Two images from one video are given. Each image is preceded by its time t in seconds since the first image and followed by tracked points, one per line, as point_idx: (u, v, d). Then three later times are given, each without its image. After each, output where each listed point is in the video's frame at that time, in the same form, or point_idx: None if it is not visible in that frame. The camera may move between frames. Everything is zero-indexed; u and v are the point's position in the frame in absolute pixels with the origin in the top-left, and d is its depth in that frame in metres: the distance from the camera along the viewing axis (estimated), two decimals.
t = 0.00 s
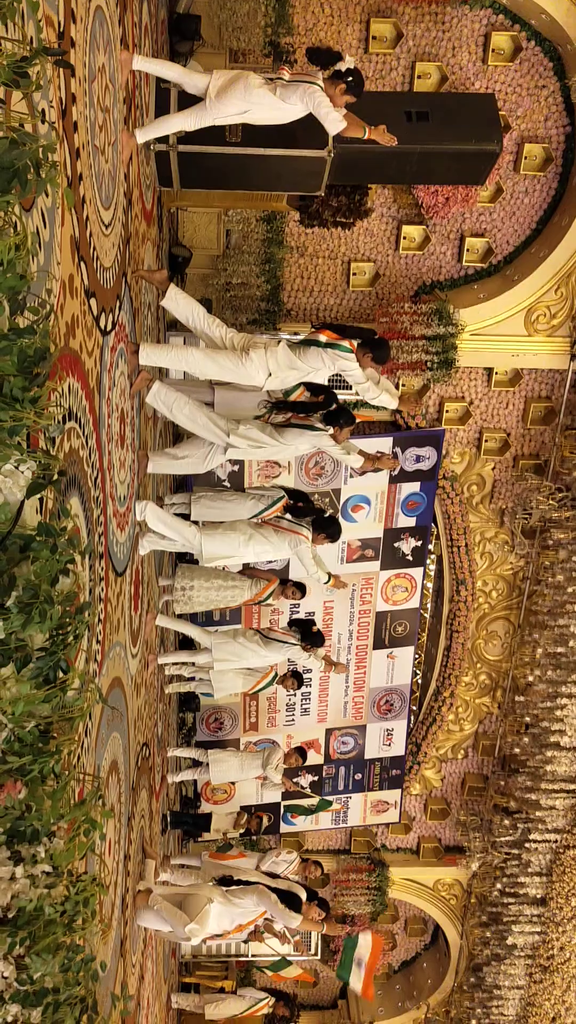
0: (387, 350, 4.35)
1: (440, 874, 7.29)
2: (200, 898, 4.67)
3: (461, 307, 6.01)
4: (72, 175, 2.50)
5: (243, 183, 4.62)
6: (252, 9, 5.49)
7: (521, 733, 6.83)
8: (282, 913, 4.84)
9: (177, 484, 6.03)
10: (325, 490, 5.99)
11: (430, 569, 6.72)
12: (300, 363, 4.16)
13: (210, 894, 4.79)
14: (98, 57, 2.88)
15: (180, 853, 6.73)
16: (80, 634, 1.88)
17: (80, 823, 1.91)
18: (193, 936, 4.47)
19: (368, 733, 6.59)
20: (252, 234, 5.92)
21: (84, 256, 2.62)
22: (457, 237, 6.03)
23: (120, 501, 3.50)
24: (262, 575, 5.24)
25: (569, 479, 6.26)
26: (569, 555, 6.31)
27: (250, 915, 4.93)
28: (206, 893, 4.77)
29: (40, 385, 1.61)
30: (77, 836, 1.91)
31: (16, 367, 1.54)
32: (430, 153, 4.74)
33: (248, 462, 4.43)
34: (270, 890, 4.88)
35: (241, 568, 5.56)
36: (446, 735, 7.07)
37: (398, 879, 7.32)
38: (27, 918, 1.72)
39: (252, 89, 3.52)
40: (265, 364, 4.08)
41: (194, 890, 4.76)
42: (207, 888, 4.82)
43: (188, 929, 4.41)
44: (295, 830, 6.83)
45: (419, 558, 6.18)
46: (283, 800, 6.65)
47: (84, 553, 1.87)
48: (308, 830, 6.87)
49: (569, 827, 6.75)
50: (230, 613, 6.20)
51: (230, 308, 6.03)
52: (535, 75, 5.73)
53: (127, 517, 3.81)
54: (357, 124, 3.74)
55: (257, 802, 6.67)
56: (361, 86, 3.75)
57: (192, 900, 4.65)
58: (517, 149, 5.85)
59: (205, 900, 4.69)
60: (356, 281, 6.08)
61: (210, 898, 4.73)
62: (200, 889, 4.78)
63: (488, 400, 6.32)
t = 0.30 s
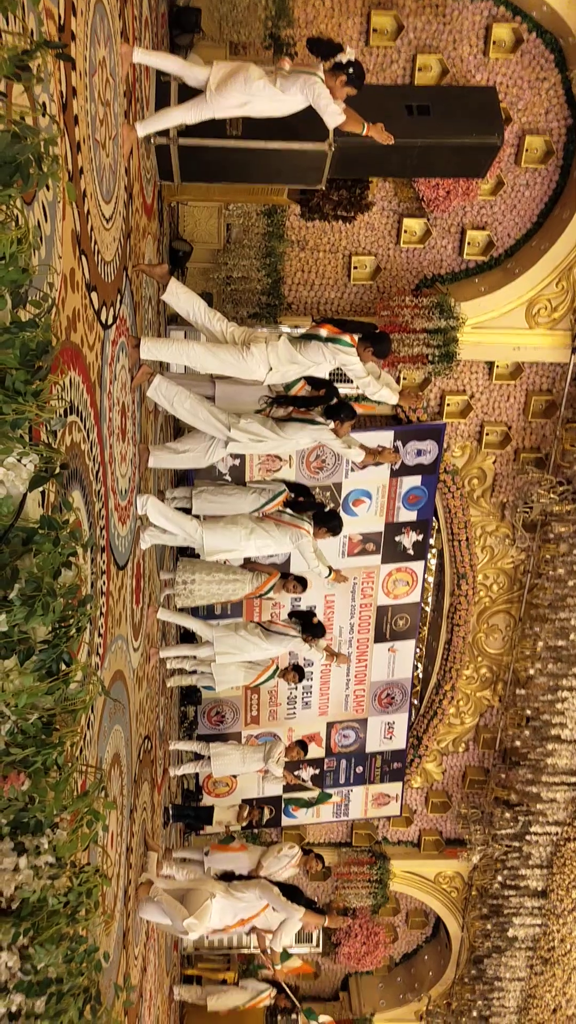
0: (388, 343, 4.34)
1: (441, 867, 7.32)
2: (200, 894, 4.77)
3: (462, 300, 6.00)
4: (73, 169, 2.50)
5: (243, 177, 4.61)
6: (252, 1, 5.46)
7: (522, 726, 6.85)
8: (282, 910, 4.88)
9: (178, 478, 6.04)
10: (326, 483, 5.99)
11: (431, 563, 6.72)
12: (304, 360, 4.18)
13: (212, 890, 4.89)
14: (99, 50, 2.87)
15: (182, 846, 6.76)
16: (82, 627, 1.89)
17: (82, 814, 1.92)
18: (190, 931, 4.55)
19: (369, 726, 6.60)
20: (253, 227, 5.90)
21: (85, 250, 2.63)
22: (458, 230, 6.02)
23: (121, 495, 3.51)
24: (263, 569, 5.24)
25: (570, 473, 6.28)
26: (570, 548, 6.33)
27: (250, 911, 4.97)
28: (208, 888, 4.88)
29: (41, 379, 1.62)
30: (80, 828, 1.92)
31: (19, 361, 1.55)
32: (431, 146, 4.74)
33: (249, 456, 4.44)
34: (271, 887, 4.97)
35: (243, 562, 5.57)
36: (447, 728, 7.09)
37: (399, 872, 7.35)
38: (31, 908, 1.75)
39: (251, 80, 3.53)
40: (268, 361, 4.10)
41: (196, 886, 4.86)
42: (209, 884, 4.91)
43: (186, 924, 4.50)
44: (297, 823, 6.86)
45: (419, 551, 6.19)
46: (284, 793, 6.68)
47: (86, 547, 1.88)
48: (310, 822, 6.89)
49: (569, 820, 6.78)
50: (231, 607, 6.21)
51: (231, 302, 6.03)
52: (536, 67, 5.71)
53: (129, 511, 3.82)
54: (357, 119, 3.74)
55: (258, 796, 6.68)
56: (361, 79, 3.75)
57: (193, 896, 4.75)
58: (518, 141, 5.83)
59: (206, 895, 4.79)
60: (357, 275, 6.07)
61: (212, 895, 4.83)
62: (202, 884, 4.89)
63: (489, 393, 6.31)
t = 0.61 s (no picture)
0: (387, 334, 4.26)
1: (441, 860, 7.34)
2: (204, 888, 4.74)
3: (462, 293, 5.97)
4: (71, 161, 2.49)
5: (242, 169, 4.59)
6: None
7: (522, 719, 6.86)
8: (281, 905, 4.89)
9: (177, 472, 6.03)
10: (325, 477, 5.99)
11: (431, 556, 6.72)
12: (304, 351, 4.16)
13: (215, 885, 4.88)
14: (96, 41, 2.85)
15: (183, 840, 6.77)
16: (82, 622, 1.89)
17: (82, 809, 1.92)
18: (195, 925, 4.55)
19: (369, 720, 6.61)
20: (252, 220, 5.88)
21: (83, 243, 2.61)
22: (457, 222, 6.00)
23: (121, 489, 3.50)
24: (263, 563, 5.24)
25: (570, 466, 6.27)
26: (569, 541, 6.32)
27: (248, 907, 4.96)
28: (211, 884, 4.86)
29: (41, 372, 1.61)
30: (80, 823, 1.92)
31: (17, 354, 1.54)
32: (430, 137, 4.72)
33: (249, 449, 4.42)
34: (270, 883, 4.92)
35: (242, 556, 5.56)
36: (447, 722, 7.10)
37: (400, 865, 7.37)
38: (32, 902, 1.75)
39: (250, 72, 3.51)
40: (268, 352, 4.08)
41: (199, 881, 4.84)
42: (211, 880, 4.88)
43: (191, 920, 4.48)
44: (298, 816, 6.88)
45: (419, 545, 6.19)
46: (285, 786, 6.70)
47: (86, 540, 1.88)
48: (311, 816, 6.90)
49: (569, 813, 6.78)
50: (231, 601, 6.21)
51: (230, 295, 6.01)
52: (536, 58, 5.67)
53: (128, 505, 3.81)
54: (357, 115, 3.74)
55: (258, 789, 6.70)
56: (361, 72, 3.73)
57: (196, 889, 4.72)
58: (518, 133, 5.80)
59: (208, 890, 4.77)
60: (356, 267, 6.05)
61: (214, 890, 4.80)
62: (206, 880, 4.87)
63: (489, 386, 6.30)
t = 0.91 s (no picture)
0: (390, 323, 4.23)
1: (442, 852, 7.36)
2: (204, 878, 4.70)
3: (461, 286, 5.95)
4: (69, 154, 2.48)
5: (241, 162, 4.58)
6: None
7: (522, 712, 6.88)
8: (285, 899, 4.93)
9: (177, 466, 6.03)
10: (325, 471, 5.96)
11: (431, 549, 6.72)
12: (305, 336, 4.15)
13: (215, 877, 4.86)
14: (94, 34, 2.84)
15: (184, 833, 6.79)
16: (82, 615, 1.89)
17: (83, 801, 1.92)
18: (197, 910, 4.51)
19: (370, 713, 6.63)
20: (250, 213, 5.87)
21: (81, 236, 2.61)
22: (456, 215, 5.98)
23: (120, 484, 3.50)
24: (263, 557, 5.25)
25: (569, 458, 6.26)
26: (569, 534, 6.33)
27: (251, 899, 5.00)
28: (211, 874, 4.84)
29: (40, 366, 1.61)
30: (81, 816, 1.93)
31: (16, 348, 1.54)
32: (428, 129, 4.71)
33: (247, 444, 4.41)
34: (274, 878, 4.95)
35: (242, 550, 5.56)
36: (448, 714, 7.11)
37: (400, 858, 7.39)
38: (34, 895, 1.76)
39: (247, 65, 3.51)
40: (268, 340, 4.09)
41: (199, 870, 4.81)
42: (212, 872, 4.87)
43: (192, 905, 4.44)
44: (298, 809, 6.90)
45: (419, 538, 6.19)
46: (286, 780, 6.71)
47: (86, 534, 1.88)
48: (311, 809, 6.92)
49: (570, 805, 6.79)
50: (231, 595, 6.22)
51: (229, 289, 6.00)
52: (535, 50, 5.65)
53: (128, 498, 3.82)
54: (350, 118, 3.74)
55: (259, 783, 6.71)
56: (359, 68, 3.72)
57: (197, 879, 4.68)
58: (516, 124, 5.78)
59: (209, 879, 4.76)
60: (355, 260, 6.04)
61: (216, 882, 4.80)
62: (206, 870, 4.84)
63: (488, 379, 6.29)
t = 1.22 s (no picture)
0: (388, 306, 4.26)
1: (442, 846, 7.38)
2: (205, 870, 4.76)
3: (461, 279, 5.93)
4: (68, 148, 2.47)
5: (241, 156, 4.57)
6: None
7: (523, 706, 6.88)
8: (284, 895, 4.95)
9: (177, 462, 6.03)
10: (325, 465, 5.98)
11: (431, 544, 6.72)
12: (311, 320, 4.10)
13: (216, 869, 4.91)
14: (92, 28, 2.83)
15: (185, 827, 6.81)
16: (83, 610, 1.90)
17: (83, 795, 1.92)
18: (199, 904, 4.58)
19: (370, 707, 6.64)
20: (250, 207, 5.86)
21: (80, 230, 2.60)
22: (456, 209, 5.97)
23: (120, 479, 3.50)
24: (263, 552, 5.24)
25: (569, 452, 6.26)
26: (569, 528, 6.33)
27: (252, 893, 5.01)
28: (211, 866, 4.89)
29: (39, 360, 1.61)
30: (82, 809, 1.93)
31: (16, 342, 1.54)
32: (428, 122, 4.71)
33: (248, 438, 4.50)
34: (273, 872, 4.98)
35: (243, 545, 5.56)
36: (448, 708, 7.12)
37: (401, 852, 7.42)
38: (35, 888, 1.76)
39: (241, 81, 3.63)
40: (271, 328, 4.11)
41: (200, 863, 4.85)
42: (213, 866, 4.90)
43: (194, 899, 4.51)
44: (299, 803, 6.93)
45: (419, 532, 6.19)
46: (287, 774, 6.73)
47: (86, 529, 1.88)
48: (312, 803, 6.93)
49: (570, 798, 6.81)
50: (231, 590, 6.22)
51: (228, 283, 5.98)
52: (535, 42, 5.63)
53: (128, 493, 3.82)
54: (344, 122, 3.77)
55: (260, 777, 6.72)
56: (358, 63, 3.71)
57: (198, 871, 4.73)
58: (516, 117, 5.76)
59: (209, 872, 4.79)
60: (355, 254, 6.03)
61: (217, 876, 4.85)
62: (206, 862, 4.89)
63: (488, 373, 6.28)
